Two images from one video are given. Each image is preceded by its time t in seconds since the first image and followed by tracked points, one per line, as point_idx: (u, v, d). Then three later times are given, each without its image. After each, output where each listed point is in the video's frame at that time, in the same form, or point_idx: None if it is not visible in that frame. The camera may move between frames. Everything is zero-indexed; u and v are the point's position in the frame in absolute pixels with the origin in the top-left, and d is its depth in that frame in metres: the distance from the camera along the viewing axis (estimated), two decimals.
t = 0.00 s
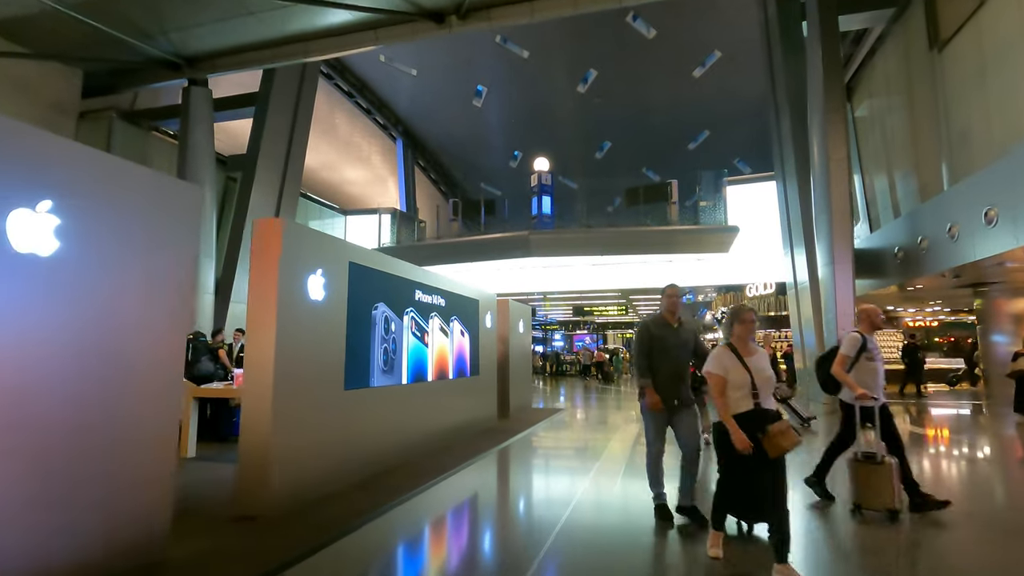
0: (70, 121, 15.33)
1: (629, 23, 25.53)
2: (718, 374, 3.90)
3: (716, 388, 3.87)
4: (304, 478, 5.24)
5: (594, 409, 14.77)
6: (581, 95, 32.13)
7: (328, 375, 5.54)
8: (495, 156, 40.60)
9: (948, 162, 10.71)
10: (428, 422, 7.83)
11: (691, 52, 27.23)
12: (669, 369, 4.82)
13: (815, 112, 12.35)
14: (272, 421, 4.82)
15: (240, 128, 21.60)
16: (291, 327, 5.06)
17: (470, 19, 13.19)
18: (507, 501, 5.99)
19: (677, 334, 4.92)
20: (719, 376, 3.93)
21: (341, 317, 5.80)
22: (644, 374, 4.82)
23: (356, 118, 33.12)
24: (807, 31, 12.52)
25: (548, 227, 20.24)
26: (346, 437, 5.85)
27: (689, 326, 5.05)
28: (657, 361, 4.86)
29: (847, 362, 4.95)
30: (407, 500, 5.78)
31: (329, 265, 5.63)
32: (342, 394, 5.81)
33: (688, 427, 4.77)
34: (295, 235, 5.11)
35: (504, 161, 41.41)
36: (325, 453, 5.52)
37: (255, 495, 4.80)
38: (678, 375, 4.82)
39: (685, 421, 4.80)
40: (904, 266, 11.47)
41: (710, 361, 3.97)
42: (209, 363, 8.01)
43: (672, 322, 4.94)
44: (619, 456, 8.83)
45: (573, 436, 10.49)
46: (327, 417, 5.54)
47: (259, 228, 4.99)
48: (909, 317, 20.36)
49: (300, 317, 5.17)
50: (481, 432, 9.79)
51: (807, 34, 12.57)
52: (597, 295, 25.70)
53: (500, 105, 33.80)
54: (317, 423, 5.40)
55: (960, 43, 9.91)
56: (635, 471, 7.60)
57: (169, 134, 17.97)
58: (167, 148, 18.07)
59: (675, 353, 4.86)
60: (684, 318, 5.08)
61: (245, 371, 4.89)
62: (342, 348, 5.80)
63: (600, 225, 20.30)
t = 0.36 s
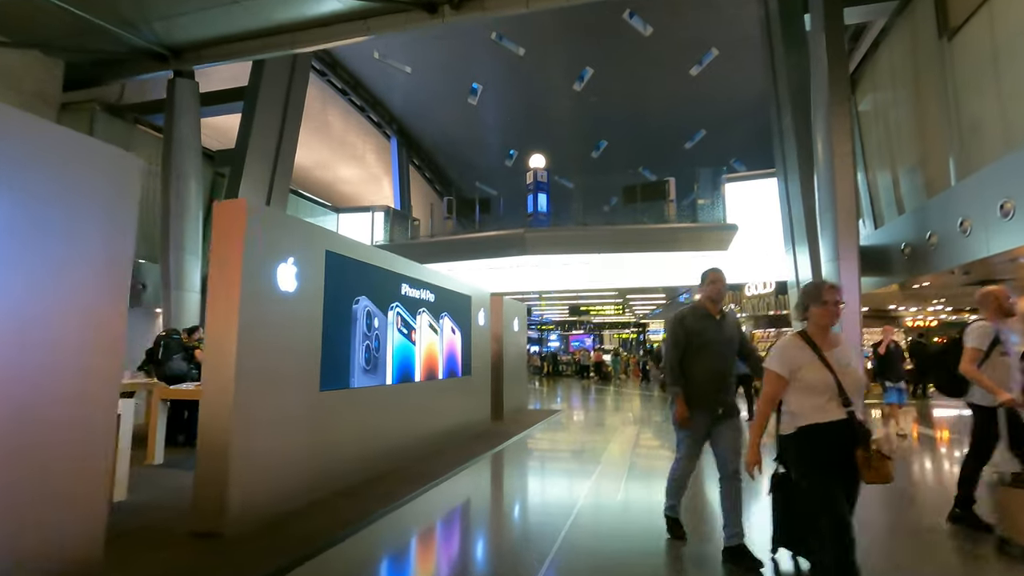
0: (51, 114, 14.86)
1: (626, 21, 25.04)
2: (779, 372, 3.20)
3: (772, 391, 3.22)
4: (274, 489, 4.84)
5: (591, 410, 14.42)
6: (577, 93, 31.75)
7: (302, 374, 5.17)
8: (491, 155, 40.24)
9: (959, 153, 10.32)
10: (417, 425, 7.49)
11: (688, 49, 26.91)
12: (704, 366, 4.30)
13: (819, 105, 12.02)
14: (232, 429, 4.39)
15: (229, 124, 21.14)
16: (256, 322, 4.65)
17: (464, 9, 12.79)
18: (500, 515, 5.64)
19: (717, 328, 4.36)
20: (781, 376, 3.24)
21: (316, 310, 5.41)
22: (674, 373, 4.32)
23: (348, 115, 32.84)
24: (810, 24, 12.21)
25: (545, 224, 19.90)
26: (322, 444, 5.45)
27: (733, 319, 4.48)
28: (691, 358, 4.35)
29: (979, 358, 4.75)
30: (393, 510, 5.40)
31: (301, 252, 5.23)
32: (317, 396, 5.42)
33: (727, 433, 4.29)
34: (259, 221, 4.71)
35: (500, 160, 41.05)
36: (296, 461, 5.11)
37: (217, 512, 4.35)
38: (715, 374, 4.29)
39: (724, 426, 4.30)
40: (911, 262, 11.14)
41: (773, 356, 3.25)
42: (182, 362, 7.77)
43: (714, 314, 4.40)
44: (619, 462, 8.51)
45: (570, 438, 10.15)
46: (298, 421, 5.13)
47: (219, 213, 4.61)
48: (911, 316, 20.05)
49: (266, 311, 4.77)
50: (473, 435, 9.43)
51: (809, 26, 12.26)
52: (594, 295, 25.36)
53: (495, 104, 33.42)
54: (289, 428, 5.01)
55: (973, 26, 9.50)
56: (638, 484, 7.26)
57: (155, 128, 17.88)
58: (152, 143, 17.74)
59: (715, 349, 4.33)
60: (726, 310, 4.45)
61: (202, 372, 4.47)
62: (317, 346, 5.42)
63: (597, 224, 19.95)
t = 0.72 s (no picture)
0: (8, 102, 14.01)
1: (610, 21, 24.84)
2: (892, 392, 2.13)
3: (881, 421, 2.14)
4: (210, 511, 4.37)
5: (575, 414, 14.09)
6: (562, 94, 31.46)
7: (250, 381, 4.74)
8: (474, 155, 39.88)
9: (950, 151, 10.16)
10: (385, 435, 7.06)
11: (672, 51, 26.80)
12: (741, 375, 3.33)
13: (809, 104, 11.82)
14: (159, 444, 3.89)
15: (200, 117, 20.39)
16: (193, 321, 4.17)
17: None
18: (478, 538, 5.23)
19: (758, 325, 3.37)
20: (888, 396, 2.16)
21: (268, 309, 4.98)
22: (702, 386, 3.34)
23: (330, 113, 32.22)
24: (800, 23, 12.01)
25: (529, 224, 19.53)
26: (270, 459, 5.00)
27: (775, 309, 3.50)
28: (724, 364, 3.37)
29: None
30: (353, 537, 4.97)
31: (250, 244, 4.77)
32: (268, 405, 4.99)
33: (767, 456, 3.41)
34: (196, 207, 4.22)
35: (484, 160, 40.69)
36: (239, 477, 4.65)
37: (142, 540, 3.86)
38: (754, 383, 3.33)
39: (763, 445, 3.41)
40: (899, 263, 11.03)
41: (870, 369, 2.20)
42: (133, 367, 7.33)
43: (754, 306, 3.41)
44: (605, 470, 8.16)
45: (553, 443, 9.81)
46: (243, 432, 4.68)
47: (153, 191, 4.10)
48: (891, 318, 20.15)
49: (205, 307, 4.30)
50: (450, 443, 9.02)
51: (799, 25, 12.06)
52: (578, 296, 25.07)
53: (479, 103, 32.99)
54: (231, 440, 4.54)
55: (967, 20, 9.31)
56: (623, 493, 6.95)
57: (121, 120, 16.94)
58: (118, 135, 16.89)
59: (754, 351, 3.35)
60: (763, 300, 3.47)
61: (127, 376, 3.96)
62: (269, 349, 4.99)
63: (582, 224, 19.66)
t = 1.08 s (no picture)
0: None
1: (600, 19, 24.58)
2: None
3: None
4: (144, 528, 3.99)
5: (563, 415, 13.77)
6: (551, 91, 31.10)
7: (187, 380, 4.36)
8: (462, 153, 39.47)
9: (949, 148, 10.01)
10: (356, 440, 6.70)
11: (662, 49, 26.52)
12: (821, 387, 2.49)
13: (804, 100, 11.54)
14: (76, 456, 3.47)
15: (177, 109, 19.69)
16: (117, 314, 3.77)
17: None
18: (460, 547, 4.91)
19: (840, 319, 2.56)
20: None
21: (211, 304, 4.61)
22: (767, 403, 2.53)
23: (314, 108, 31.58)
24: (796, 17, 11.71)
25: (516, 221, 19.12)
26: (214, 471, 4.61)
27: (861, 298, 2.68)
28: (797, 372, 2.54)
29: None
30: (322, 553, 4.61)
31: (187, 230, 4.40)
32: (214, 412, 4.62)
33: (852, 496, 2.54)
34: (123, 184, 3.83)
35: (472, 158, 40.29)
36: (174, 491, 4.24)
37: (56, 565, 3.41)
38: (843, 397, 2.48)
39: (856, 484, 2.53)
40: (894, 262, 10.76)
41: None
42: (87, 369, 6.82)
43: (838, 292, 2.64)
44: (596, 471, 7.89)
45: (540, 446, 9.50)
46: (180, 439, 4.28)
47: (68, 164, 3.69)
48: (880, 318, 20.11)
49: (132, 298, 3.90)
50: (430, 449, 8.66)
51: (795, 20, 11.79)
52: (566, 295, 24.77)
53: (467, 101, 32.58)
54: (167, 448, 4.16)
55: (970, 9, 9.05)
56: (615, 494, 6.64)
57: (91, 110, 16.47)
58: (88, 126, 16.37)
59: (839, 351, 2.52)
60: (845, 285, 2.70)
61: (40, 379, 3.53)
62: (213, 347, 4.63)
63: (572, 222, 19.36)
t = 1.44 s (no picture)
0: None
1: (592, 14, 24.26)
2: None
3: None
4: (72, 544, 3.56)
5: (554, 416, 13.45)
6: (542, 88, 30.69)
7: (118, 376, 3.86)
8: (452, 150, 39.01)
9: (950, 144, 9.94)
10: (330, 445, 6.29)
11: (654, 45, 26.17)
12: None
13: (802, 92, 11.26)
14: None
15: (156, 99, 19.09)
16: (15, 289, 3.25)
17: None
18: (442, 559, 4.56)
19: None
20: None
21: (147, 292, 4.09)
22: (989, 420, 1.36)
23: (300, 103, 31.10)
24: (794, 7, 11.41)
25: (506, 218, 18.64)
26: (155, 481, 4.14)
27: None
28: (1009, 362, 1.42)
29: None
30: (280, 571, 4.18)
31: (118, 209, 3.93)
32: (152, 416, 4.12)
33: None
34: (34, 148, 3.39)
35: (463, 156, 39.86)
36: (104, 502, 3.76)
37: None
38: None
39: None
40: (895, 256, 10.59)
41: None
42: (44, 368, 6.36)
43: None
44: (587, 472, 7.58)
45: (530, 446, 9.16)
46: (101, 442, 3.74)
47: None
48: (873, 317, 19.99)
49: (39, 274, 3.38)
50: (413, 452, 8.27)
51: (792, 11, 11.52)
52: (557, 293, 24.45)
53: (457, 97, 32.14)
54: (93, 454, 3.68)
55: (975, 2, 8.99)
56: (610, 497, 6.30)
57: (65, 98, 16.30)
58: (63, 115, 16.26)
59: None
60: None
61: None
62: (149, 343, 4.10)
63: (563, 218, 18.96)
